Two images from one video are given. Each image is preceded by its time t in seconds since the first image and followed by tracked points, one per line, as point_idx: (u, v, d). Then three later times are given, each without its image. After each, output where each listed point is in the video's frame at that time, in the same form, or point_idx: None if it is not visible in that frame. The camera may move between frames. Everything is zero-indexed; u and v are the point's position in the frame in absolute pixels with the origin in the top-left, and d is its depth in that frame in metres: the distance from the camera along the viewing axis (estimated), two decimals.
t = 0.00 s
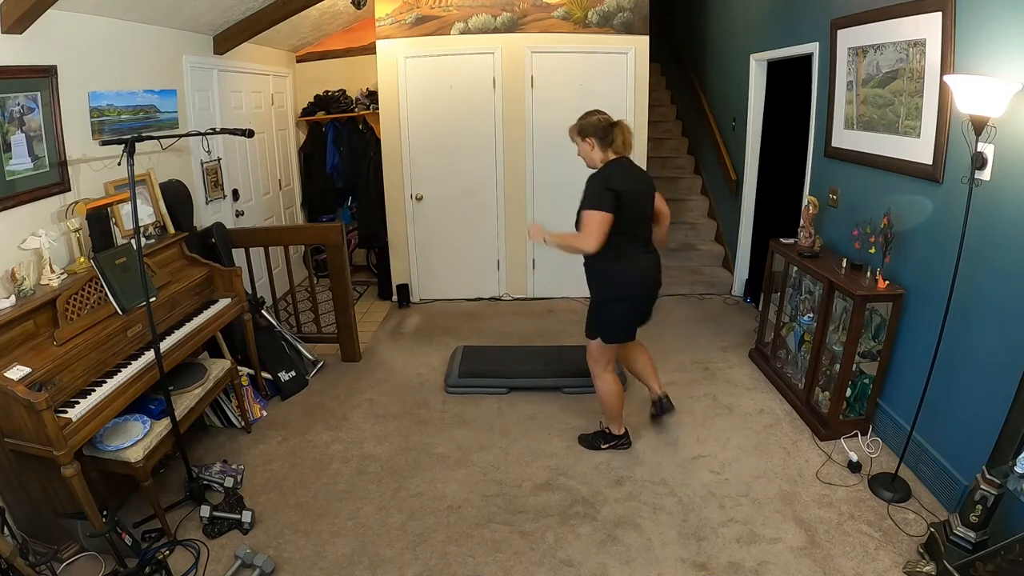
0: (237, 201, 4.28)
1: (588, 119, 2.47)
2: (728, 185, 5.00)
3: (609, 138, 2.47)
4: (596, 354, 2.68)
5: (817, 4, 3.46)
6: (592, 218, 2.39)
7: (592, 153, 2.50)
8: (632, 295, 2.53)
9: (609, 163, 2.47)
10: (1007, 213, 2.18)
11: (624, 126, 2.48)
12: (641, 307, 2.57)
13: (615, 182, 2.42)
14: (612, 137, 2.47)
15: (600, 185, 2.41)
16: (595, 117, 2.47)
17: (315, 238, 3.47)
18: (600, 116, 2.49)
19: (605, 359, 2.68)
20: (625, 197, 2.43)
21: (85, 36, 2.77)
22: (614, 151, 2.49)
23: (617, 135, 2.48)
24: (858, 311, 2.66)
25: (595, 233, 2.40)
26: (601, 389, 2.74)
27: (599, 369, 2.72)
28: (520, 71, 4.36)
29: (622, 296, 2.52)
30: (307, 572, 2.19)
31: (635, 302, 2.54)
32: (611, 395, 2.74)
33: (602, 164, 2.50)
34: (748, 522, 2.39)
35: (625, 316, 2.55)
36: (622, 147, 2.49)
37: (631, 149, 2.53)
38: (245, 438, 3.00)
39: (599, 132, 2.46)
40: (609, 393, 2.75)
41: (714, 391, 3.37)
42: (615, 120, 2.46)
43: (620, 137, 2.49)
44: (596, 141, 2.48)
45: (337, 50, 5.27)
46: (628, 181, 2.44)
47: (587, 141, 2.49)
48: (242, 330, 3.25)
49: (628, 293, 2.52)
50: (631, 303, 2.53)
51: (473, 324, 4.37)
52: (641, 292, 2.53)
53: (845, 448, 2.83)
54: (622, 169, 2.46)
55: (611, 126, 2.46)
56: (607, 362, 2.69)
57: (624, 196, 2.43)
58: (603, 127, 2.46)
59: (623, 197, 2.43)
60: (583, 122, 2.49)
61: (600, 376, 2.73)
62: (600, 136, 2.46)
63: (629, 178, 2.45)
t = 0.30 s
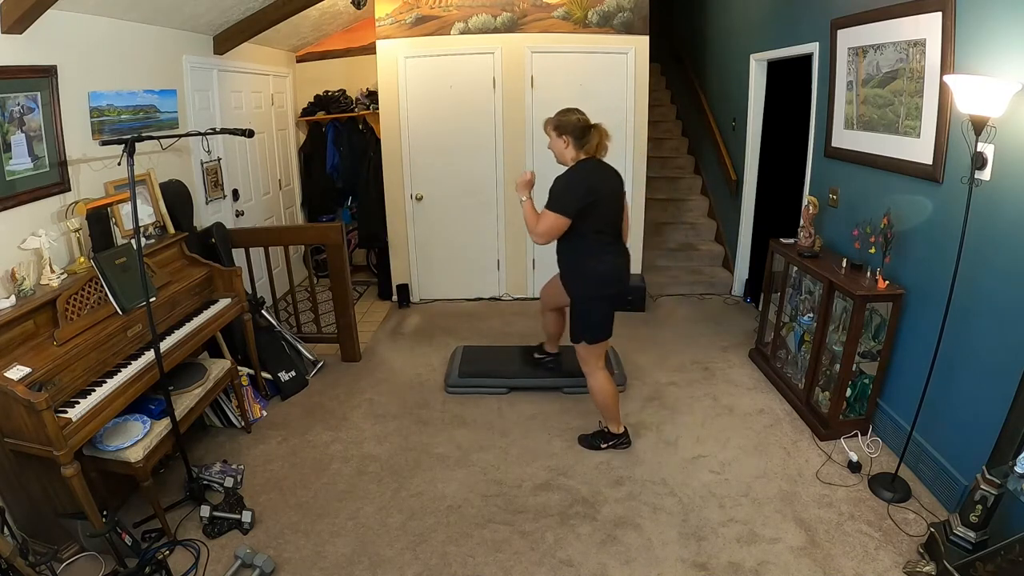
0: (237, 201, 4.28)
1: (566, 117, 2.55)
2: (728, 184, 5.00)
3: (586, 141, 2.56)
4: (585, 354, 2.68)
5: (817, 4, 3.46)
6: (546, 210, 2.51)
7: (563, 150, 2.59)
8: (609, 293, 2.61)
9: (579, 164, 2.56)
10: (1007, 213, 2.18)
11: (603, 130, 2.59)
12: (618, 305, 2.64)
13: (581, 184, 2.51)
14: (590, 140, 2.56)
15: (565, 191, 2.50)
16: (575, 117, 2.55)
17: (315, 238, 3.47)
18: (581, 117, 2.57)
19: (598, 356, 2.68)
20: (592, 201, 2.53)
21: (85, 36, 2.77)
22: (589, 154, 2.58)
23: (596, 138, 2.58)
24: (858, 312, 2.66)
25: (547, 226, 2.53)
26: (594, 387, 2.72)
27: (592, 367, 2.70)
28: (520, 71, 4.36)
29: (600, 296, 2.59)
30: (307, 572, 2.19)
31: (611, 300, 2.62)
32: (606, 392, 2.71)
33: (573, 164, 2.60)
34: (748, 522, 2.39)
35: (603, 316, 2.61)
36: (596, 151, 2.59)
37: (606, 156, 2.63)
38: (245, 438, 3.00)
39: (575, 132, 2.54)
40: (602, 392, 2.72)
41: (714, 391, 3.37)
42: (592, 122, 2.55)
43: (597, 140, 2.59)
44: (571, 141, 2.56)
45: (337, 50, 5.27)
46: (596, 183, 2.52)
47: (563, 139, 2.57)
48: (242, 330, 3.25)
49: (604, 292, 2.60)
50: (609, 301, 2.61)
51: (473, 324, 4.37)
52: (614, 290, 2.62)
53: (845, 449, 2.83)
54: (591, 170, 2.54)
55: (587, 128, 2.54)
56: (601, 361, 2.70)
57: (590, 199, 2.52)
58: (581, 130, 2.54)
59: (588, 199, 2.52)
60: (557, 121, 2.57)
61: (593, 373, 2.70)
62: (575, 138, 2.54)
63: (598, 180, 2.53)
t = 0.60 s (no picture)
0: (237, 201, 4.28)
1: (552, 90, 2.72)
2: (728, 185, 5.00)
3: (569, 117, 2.78)
4: (557, 324, 2.91)
5: (817, 4, 3.46)
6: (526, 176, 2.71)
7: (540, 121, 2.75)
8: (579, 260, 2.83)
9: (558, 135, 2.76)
10: (1007, 213, 2.18)
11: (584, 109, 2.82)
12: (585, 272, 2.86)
13: (555, 155, 2.71)
14: (572, 116, 2.79)
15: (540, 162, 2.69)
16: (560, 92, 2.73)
17: (315, 238, 3.47)
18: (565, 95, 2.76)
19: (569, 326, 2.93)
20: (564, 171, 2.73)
21: (86, 36, 2.77)
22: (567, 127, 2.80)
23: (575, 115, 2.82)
24: (858, 312, 2.66)
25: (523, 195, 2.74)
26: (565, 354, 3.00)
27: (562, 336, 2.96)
28: (520, 71, 4.36)
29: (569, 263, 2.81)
30: (307, 571, 2.19)
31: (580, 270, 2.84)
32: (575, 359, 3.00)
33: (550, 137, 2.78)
34: (748, 522, 2.39)
35: (572, 282, 2.83)
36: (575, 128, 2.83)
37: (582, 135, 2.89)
38: (245, 438, 3.00)
39: (557, 105, 2.72)
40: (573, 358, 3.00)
41: (714, 391, 3.37)
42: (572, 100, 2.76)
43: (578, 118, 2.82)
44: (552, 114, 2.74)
45: (337, 50, 5.27)
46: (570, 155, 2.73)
47: (544, 110, 2.73)
48: (242, 330, 3.25)
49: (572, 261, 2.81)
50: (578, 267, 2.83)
51: (473, 324, 4.37)
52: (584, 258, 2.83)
53: (845, 449, 2.83)
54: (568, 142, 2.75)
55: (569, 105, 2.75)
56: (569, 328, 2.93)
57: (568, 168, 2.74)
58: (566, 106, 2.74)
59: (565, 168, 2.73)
60: (541, 92, 2.72)
61: (564, 343, 2.97)
62: (559, 112, 2.73)
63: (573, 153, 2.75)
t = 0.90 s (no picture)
0: (237, 201, 4.28)
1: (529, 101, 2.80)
2: (728, 184, 5.00)
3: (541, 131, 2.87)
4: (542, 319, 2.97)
5: (817, 4, 3.46)
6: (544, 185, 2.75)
7: (517, 128, 2.82)
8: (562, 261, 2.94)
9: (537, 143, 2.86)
10: (1007, 213, 2.18)
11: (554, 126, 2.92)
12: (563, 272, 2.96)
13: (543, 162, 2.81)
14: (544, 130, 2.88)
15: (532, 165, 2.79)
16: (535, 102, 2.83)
17: (315, 238, 3.47)
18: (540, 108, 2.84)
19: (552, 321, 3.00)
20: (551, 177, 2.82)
21: (86, 36, 2.77)
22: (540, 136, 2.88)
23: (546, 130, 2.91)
24: (858, 312, 2.66)
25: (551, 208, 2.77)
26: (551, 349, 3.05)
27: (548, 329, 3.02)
28: (520, 71, 4.36)
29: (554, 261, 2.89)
30: (307, 572, 2.19)
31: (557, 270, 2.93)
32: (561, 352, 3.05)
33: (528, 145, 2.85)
34: (748, 522, 2.39)
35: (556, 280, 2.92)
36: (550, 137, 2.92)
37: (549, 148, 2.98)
38: (245, 438, 3.00)
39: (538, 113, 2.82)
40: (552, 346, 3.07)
41: (714, 391, 3.37)
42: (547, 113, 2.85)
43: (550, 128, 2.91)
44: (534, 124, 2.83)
45: (337, 50, 5.27)
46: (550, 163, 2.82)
47: (520, 120, 2.80)
48: (242, 330, 3.25)
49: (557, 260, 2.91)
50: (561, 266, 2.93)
51: (473, 324, 4.37)
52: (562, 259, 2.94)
53: (845, 448, 2.83)
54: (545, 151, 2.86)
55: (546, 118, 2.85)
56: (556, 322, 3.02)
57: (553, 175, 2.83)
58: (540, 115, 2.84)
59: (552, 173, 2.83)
60: (520, 102, 2.80)
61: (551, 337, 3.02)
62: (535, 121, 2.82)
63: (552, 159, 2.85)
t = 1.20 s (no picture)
0: (237, 201, 4.28)
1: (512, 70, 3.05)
2: (728, 184, 5.00)
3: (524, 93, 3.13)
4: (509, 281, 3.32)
5: (817, 4, 3.46)
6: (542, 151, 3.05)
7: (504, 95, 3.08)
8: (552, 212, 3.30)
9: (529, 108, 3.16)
10: (1007, 213, 2.18)
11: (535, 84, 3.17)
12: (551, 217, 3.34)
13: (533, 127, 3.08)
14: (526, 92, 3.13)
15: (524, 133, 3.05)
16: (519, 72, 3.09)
17: (315, 238, 3.47)
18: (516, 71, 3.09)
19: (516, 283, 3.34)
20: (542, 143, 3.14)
21: (86, 36, 2.77)
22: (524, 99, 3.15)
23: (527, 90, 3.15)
24: (858, 312, 2.66)
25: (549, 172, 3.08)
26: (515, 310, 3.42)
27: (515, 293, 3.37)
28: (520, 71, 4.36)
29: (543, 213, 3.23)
30: (307, 572, 2.19)
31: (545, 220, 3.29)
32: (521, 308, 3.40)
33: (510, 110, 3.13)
34: (748, 522, 2.39)
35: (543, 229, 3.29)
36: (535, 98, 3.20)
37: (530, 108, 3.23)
38: (245, 438, 3.00)
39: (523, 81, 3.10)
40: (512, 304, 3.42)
41: (714, 391, 3.37)
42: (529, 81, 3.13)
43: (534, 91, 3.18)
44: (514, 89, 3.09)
45: (337, 50, 5.27)
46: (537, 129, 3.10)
47: (501, 87, 3.06)
48: (243, 330, 3.25)
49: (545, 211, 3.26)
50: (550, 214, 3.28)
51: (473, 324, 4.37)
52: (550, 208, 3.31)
53: (845, 448, 2.83)
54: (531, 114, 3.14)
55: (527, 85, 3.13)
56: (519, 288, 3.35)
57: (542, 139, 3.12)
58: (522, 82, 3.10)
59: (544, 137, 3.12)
60: (498, 70, 3.04)
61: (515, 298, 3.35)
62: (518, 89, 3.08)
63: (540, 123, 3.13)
